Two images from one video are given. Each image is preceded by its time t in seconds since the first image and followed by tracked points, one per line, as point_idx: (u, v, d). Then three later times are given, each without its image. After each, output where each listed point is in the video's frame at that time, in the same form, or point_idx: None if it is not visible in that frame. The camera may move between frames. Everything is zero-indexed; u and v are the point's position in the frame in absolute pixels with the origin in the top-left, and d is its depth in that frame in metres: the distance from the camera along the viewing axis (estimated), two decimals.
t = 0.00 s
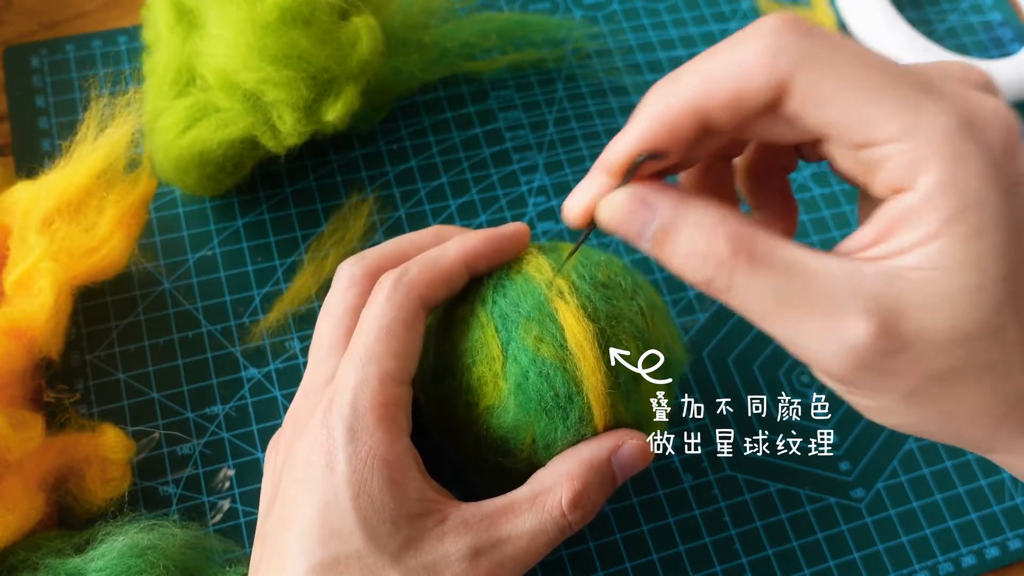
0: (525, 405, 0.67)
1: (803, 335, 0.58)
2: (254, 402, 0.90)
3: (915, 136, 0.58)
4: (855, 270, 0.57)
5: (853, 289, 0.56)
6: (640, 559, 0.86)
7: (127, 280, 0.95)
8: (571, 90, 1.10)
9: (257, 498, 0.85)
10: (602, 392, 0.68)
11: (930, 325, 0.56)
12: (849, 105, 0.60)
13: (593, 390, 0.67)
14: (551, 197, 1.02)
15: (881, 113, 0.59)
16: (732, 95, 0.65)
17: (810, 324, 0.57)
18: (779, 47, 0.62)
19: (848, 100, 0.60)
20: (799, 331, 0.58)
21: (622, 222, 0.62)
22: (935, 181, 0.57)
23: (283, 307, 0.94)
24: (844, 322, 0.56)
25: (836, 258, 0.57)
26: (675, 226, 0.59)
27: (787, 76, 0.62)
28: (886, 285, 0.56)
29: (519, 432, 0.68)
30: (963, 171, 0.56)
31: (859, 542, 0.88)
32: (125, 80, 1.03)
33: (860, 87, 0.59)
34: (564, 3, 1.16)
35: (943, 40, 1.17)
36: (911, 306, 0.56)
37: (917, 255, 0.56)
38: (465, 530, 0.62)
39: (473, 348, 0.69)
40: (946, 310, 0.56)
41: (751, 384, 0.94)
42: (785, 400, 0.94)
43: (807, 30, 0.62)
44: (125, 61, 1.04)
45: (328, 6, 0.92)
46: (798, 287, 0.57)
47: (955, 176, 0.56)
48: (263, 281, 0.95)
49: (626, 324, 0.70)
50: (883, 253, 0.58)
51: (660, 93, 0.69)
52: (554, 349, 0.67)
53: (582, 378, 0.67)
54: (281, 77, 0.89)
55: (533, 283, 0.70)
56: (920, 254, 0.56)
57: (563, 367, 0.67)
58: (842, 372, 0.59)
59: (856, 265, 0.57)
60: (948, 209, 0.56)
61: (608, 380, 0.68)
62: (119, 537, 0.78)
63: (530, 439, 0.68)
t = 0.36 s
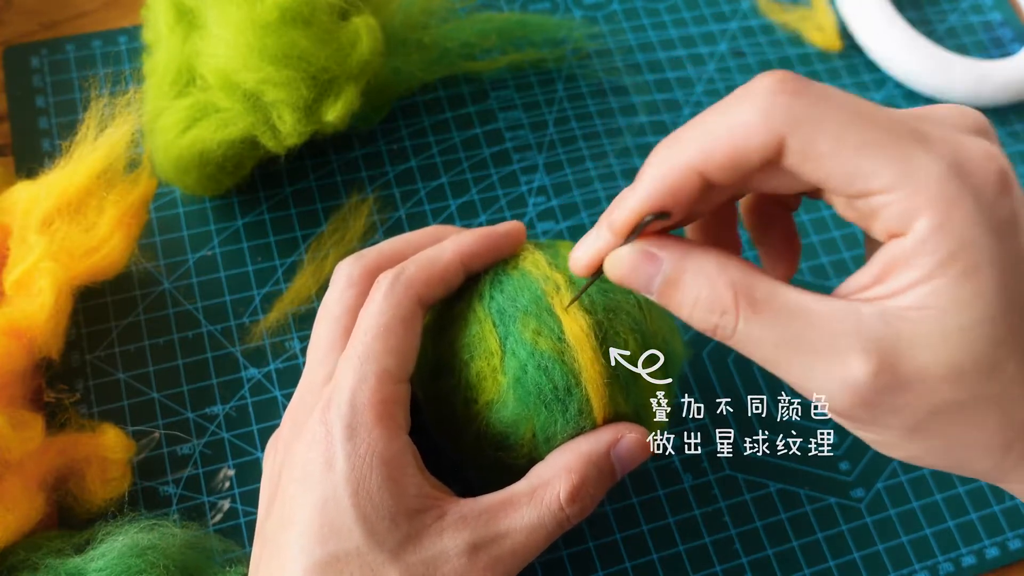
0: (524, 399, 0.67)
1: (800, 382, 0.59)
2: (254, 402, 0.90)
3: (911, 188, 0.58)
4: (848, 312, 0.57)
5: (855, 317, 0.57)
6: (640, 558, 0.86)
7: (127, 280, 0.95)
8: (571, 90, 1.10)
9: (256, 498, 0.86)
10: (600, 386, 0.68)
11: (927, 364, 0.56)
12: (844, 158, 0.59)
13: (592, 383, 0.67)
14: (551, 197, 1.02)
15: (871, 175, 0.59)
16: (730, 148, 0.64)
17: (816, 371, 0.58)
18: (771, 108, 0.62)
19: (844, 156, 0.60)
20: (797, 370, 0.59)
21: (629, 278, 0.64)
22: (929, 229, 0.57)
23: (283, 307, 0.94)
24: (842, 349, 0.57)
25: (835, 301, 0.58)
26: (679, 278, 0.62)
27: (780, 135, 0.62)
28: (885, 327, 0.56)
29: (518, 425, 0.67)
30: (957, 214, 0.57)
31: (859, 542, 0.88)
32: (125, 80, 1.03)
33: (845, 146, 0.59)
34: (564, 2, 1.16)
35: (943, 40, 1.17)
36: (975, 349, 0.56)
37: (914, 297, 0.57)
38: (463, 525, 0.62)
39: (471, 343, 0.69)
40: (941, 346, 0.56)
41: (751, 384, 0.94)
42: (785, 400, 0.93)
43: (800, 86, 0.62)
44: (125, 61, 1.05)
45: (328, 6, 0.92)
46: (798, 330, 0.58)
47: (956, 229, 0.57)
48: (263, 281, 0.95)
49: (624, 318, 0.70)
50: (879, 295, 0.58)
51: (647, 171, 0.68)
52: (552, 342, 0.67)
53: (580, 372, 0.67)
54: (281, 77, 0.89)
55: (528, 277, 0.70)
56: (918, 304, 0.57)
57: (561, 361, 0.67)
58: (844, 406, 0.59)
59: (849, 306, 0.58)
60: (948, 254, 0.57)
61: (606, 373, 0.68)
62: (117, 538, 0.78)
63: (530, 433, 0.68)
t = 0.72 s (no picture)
0: (518, 385, 0.67)
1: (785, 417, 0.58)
2: (254, 402, 0.90)
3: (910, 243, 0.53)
4: (831, 356, 0.56)
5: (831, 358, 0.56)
6: (640, 558, 0.86)
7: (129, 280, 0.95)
8: (570, 90, 1.10)
9: (256, 497, 0.86)
10: (595, 372, 0.67)
11: (909, 412, 0.55)
12: (833, 219, 0.53)
13: (585, 369, 0.67)
14: (551, 197, 1.02)
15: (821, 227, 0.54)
16: (703, 218, 0.57)
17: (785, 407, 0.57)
18: (755, 166, 0.54)
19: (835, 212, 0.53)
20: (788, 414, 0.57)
21: (598, 316, 0.63)
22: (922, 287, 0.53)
23: (283, 307, 0.94)
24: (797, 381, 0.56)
25: (810, 342, 0.57)
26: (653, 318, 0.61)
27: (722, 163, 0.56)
28: (868, 373, 0.55)
29: (514, 411, 0.68)
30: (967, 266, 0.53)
31: (859, 542, 0.88)
32: (125, 81, 1.04)
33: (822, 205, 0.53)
34: (564, 2, 1.16)
35: (943, 40, 1.17)
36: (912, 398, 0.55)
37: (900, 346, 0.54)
38: (463, 521, 0.62)
39: (464, 332, 0.70)
40: (934, 396, 0.54)
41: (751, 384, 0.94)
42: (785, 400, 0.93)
43: (788, 139, 0.54)
44: (126, 62, 1.05)
45: (328, 6, 0.92)
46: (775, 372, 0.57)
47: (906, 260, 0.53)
48: (263, 280, 0.95)
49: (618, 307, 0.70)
50: (863, 340, 0.57)
51: (635, 199, 0.60)
52: (545, 341, 0.67)
53: (573, 356, 0.67)
54: (281, 77, 0.88)
55: (520, 267, 0.70)
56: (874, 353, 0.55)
57: (551, 346, 0.67)
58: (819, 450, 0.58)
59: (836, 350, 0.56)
60: (937, 310, 0.53)
61: (603, 370, 0.68)
62: (58, 549, 0.76)
63: (526, 419, 0.68)
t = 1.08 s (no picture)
0: (494, 368, 0.67)
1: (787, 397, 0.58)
2: (254, 402, 0.90)
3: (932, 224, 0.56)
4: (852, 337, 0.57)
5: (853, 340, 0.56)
6: (640, 559, 0.86)
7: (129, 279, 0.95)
8: (570, 90, 1.10)
9: (256, 497, 0.86)
10: (573, 355, 0.66)
11: (924, 397, 0.56)
12: (868, 194, 0.57)
13: (563, 351, 0.66)
14: (551, 197, 1.02)
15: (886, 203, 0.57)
16: (747, 181, 0.61)
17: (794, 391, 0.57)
18: (799, 139, 0.59)
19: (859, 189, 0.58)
20: (789, 393, 0.58)
21: (621, 277, 0.63)
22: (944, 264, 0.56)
23: (283, 307, 0.94)
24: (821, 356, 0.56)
25: (833, 326, 0.57)
26: (676, 288, 0.60)
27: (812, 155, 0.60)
28: (884, 355, 0.56)
29: (491, 393, 0.67)
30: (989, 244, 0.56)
31: (859, 542, 0.88)
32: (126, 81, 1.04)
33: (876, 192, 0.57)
34: (564, 2, 1.15)
35: (943, 40, 1.17)
36: (935, 388, 0.56)
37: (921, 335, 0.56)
38: (454, 517, 0.61)
39: (447, 315, 0.70)
40: (948, 380, 0.56)
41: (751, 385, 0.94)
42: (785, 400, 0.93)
43: (831, 118, 0.60)
44: (126, 62, 1.05)
45: (328, 7, 0.92)
46: (793, 353, 0.56)
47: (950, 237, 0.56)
48: (263, 280, 0.95)
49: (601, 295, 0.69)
50: (881, 324, 0.58)
51: (670, 165, 0.64)
52: (522, 325, 0.66)
53: (550, 338, 0.66)
54: (281, 76, 0.88)
55: (504, 252, 0.70)
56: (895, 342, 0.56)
57: (529, 327, 0.66)
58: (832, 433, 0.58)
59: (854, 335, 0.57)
60: (962, 294, 0.55)
61: (582, 357, 0.67)
62: (58, 549, 0.76)
63: (503, 400, 0.67)
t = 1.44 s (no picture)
0: (452, 343, 0.68)
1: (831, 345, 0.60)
2: (254, 402, 0.90)
3: (962, 178, 0.63)
4: (890, 285, 0.60)
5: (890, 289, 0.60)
6: (640, 559, 0.86)
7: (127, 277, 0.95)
8: (570, 90, 1.10)
9: (256, 498, 0.86)
10: (528, 342, 0.66)
11: (956, 343, 0.59)
12: (911, 152, 0.65)
13: (518, 335, 0.66)
14: (551, 197, 1.02)
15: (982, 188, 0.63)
16: (808, 135, 0.69)
17: (838, 338, 0.59)
18: (856, 99, 0.67)
19: (901, 152, 0.65)
20: (835, 339, 0.59)
21: (681, 239, 0.65)
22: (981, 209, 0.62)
23: (283, 307, 0.94)
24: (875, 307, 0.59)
25: (876, 277, 0.60)
26: (735, 240, 0.62)
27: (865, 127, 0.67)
28: (920, 302, 0.60)
29: (447, 368, 0.68)
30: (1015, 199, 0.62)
31: (859, 542, 0.88)
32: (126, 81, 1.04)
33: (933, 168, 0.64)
34: (564, 2, 1.15)
35: (943, 40, 1.17)
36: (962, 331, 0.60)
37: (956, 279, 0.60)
38: (422, 516, 0.62)
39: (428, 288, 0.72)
40: (977, 328, 0.60)
41: (751, 385, 0.94)
42: (785, 400, 0.93)
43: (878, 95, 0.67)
44: (126, 62, 1.05)
45: (328, 7, 0.92)
46: (840, 300, 0.59)
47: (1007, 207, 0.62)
48: (263, 280, 0.95)
49: (574, 291, 0.68)
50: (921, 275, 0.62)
51: (739, 124, 0.71)
52: (485, 305, 0.67)
53: (509, 320, 0.66)
54: (281, 76, 0.88)
55: (491, 236, 0.71)
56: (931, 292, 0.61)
57: (491, 307, 0.67)
58: (870, 379, 0.60)
59: (893, 282, 0.60)
60: (987, 244, 0.61)
61: (537, 346, 0.66)
62: (58, 549, 0.76)
63: (457, 377, 0.68)
